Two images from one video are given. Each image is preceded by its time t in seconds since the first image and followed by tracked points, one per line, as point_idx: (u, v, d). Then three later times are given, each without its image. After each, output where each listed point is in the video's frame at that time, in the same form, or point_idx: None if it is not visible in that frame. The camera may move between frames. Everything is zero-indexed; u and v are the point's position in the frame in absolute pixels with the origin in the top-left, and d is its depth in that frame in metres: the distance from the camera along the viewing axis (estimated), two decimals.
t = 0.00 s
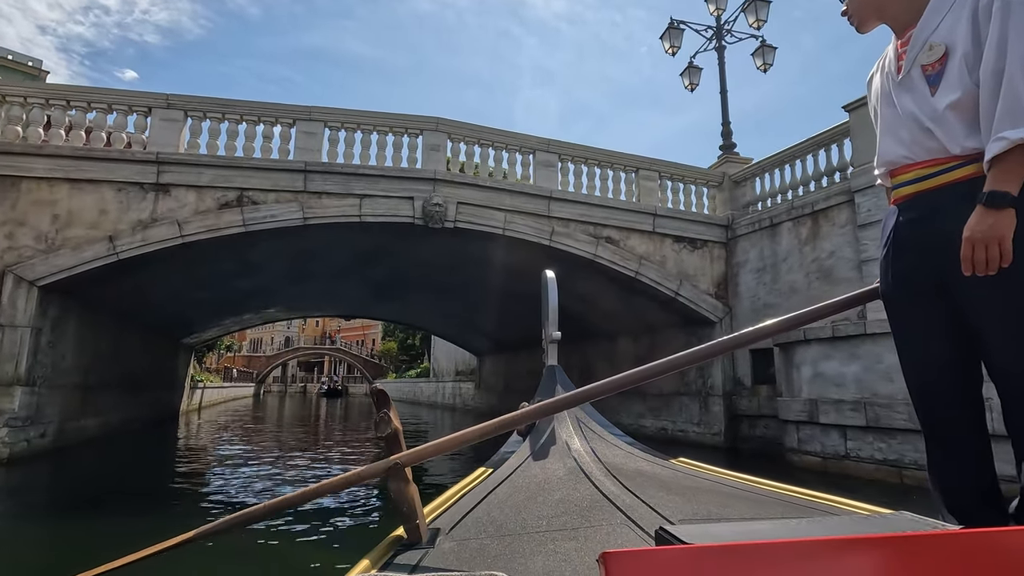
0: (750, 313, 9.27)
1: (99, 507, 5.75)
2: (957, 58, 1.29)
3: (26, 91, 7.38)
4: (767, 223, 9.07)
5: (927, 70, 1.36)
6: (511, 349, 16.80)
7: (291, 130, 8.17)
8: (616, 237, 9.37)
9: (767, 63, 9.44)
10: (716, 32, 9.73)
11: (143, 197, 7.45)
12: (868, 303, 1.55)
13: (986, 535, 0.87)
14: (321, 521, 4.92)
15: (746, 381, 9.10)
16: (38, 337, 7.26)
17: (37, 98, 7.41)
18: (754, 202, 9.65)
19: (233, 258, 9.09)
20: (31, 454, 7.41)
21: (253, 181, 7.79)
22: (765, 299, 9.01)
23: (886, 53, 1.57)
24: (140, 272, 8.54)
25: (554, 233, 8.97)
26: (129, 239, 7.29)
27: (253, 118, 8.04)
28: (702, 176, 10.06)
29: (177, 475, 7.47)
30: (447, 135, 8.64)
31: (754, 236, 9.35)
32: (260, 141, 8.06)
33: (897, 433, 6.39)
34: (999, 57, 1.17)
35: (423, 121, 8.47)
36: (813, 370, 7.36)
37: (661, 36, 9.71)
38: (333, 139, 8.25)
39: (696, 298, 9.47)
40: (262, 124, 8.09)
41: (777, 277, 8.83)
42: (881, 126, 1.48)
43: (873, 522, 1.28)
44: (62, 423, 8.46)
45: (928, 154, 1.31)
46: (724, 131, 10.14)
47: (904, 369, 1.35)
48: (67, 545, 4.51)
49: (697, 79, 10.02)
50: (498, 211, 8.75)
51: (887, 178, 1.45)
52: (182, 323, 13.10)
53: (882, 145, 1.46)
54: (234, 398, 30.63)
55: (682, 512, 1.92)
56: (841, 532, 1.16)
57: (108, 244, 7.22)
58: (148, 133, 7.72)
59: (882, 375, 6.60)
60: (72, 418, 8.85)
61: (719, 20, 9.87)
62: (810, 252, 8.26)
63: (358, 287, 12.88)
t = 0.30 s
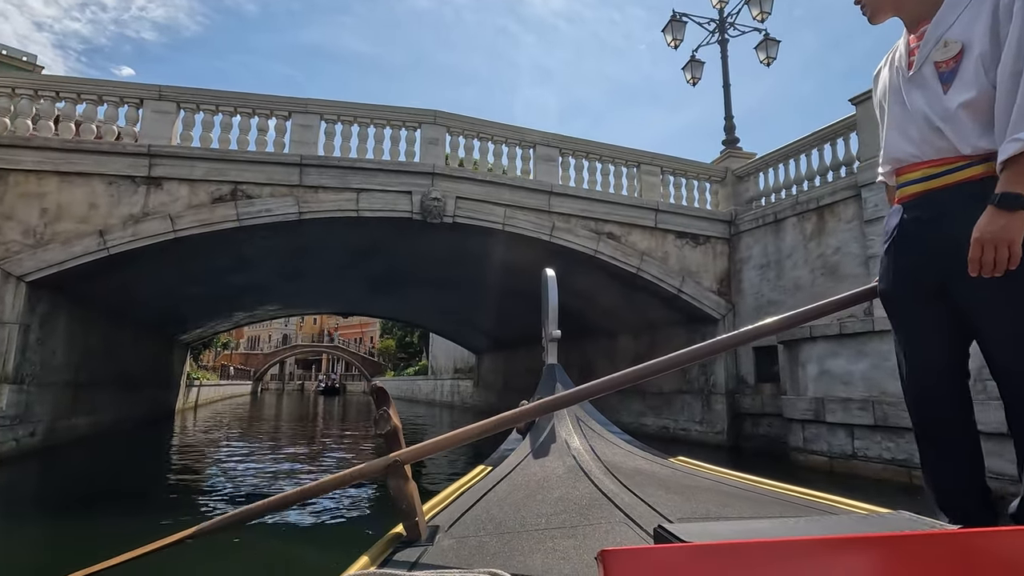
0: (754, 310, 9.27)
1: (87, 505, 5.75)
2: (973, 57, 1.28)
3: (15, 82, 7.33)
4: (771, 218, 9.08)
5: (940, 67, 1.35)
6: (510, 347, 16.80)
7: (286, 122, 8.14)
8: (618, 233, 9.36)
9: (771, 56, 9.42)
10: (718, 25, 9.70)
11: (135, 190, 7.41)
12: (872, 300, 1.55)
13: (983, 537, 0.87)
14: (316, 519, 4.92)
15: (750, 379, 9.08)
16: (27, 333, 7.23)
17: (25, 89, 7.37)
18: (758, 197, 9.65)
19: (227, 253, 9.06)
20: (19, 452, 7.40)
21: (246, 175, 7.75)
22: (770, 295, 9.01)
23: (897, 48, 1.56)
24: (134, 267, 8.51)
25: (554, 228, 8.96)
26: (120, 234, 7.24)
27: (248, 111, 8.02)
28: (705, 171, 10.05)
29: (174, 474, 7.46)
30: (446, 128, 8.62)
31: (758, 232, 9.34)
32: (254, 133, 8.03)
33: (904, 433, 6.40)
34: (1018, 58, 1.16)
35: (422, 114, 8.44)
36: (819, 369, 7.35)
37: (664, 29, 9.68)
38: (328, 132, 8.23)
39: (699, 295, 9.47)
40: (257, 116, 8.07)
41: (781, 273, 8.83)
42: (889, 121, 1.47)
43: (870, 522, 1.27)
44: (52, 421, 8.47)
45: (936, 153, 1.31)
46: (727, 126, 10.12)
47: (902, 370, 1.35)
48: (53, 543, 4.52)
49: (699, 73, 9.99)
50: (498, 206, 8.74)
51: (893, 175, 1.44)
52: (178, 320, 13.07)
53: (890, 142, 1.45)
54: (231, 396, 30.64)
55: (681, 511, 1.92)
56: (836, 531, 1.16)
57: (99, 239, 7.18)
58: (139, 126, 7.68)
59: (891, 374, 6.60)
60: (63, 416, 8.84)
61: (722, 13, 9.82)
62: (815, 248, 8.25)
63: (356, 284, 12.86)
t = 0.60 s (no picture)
0: (759, 307, 9.26)
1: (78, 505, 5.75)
2: (976, 54, 1.37)
3: (6, 74, 7.30)
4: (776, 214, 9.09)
5: (943, 64, 1.43)
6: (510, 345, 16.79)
7: (283, 116, 8.12)
8: (621, 229, 9.35)
9: (775, 50, 9.40)
10: (722, 19, 9.66)
11: (127, 185, 7.39)
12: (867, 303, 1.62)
13: (985, 539, 0.86)
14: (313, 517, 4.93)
15: (755, 378, 9.07)
16: (17, 330, 7.22)
17: (16, 81, 7.33)
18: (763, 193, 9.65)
19: (222, 249, 9.04)
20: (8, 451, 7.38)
21: (242, 169, 7.73)
22: (774, 292, 9.00)
23: (894, 48, 1.65)
24: (128, 263, 8.48)
25: (556, 224, 8.95)
26: (112, 229, 7.22)
27: (244, 104, 8.00)
28: (710, 167, 10.07)
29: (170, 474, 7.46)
30: (446, 122, 8.60)
31: (763, 229, 9.33)
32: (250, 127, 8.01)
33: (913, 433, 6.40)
34: None
35: (422, 108, 8.42)
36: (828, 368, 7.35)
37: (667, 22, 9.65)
38: (325, 126, 8.21)
39: (703, 293, 9.44)
40: (252, 110, 8.05)
41: (786, 271, 8.82)
42: (891, 117, 1.56)
43: (871, 522, 1.25)
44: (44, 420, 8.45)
45: (940, 149, 1.40)
46: (731, 122, 10.10)
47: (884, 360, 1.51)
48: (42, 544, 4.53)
49: (702, 68, 9.98)
50: (500, 202, 8.72)
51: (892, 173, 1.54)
52: (174, 317, 13.06)
53: (894, 137, 1.53)
54: (229, 395, 30.63)
55: (682, 510, 1.91)
56: (839, 531, 1.14)
57: (91, 234, 7.16)
58: (132, 119, 7.65)
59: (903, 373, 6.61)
60: (55, 416, 8.83)
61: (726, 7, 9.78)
62: (823, 243, 8.24)
63: (355, 281, 12.84)
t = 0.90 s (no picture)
0: (765, 305, 9.25)
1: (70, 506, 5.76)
2: (948, 64, 1.39)
3: None
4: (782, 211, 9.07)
5: (916, 74, 1.45)
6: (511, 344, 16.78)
7: (280, 109, 8.10)
8: (625, 226, 9.34)
9: (781, 44, 9.38)
10: (727, 13, 9.63)
11: (121, 179, 7.38)
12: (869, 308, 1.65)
13: (984, 539, 0.85)
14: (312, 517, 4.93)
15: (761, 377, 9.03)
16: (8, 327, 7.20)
17: (8, 75, 7.30)
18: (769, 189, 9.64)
19: (218, 246, 9.03)
20: None
21: (238, 164, 7.72)
22: (781, 289, 8.99)
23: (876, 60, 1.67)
24: (122, 259, 8.47)
25: (559, 220, 8.94)
26: (105, 225, 7.20)
27: (241, 98, 7.99)
28: (715, 163, 10.04)
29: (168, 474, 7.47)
30: (447, 116, 8.59)
31: (770, 225, 9.32)
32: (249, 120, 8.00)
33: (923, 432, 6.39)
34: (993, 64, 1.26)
35: (424, 102, 8.41)
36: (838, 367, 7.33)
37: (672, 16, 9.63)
38: (324, 120, 8.19)
39: (708, 290, 9.41)
40: (249, 103, 8.03)
41: (794, 268, 8.79)
42: (871, 127, 1.58)
43: (873, 521, 1.24)
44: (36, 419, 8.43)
45: (911, 158, 1.43)
46: (736, 117, 10.07)
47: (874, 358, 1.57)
48: (32, 544, 4.53)
49: (706, 63, 9.96)
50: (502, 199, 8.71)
51: (870, 181, 1.58)
52: (172, 315, 13.06)
53: (871, 149, 1.56)
54: (229, 394, 30.63)
55: (684, 509, 1.90)
56: (842, 530, 1.13)
57: (83, 230, 7.14)
58: (127, 113, 7.64)
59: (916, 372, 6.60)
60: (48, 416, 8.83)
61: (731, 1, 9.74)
62: (830, 241, 8.23)
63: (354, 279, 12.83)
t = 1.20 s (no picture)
0: (773, 301, 9.23)
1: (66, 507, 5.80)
2: (920, 75, 1.50)
3: None
4: (790, 207, 9.04)
5: (893, 83, 1.56)
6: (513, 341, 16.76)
7: (280, 102, 8.08)
8: (630, 220, 9.33)
9: (789, 36, 9.34)
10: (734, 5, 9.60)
11: (117, 173, 7.37)
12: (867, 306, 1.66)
13: (986, 537, 0.84)
14: (314, 517, 4.95)
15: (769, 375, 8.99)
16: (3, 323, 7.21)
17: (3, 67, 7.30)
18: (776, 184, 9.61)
19: (215, 241, 9.02)
20: None
21: (236, 158, 7.72)
22: (789, 285, 8.97)
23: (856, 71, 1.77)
24: (120, 254, 8.47)
25: (564, 215, 8.92)
26: (100, 220, 7.20)
27: (240, 90, 7.99)
28: (721, 158, 10.02)
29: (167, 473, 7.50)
30: (449, 110, 8.58)
31: (778, 220, 9.28)
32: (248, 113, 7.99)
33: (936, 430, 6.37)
34: (960, 76, 1.39)
35: (426, 95, 8.38)
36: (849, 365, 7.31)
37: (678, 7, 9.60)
38: (323, 112, 8.17)
39: (715, 286, 9.40)
40: (248, 96, 8.04)
41: (804, 264, 8.76)
42: (851, 133, 1.68)
43: (881, 518, 1.24)
44: (33, 420, 8.47)
45: (891, 162, 1.52)
46: (744, 111, 10.02)
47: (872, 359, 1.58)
48: (27, 544, 4.56)
49: (713, 55, 9.92)
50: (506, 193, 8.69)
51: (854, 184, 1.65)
52: (171, 312, 13.06)
53: (853, 153, 1.66)
54: (230, 393, 30.60)
55: (689, 507, 1.89)
56: (847, 527, 1.12)
57: (78, 224, 7.15)
58: (124, 105, 7.63)
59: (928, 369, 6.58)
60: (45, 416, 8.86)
61: None
62: (839, 238, 8.20)
63: (354, 276, 12.84)
